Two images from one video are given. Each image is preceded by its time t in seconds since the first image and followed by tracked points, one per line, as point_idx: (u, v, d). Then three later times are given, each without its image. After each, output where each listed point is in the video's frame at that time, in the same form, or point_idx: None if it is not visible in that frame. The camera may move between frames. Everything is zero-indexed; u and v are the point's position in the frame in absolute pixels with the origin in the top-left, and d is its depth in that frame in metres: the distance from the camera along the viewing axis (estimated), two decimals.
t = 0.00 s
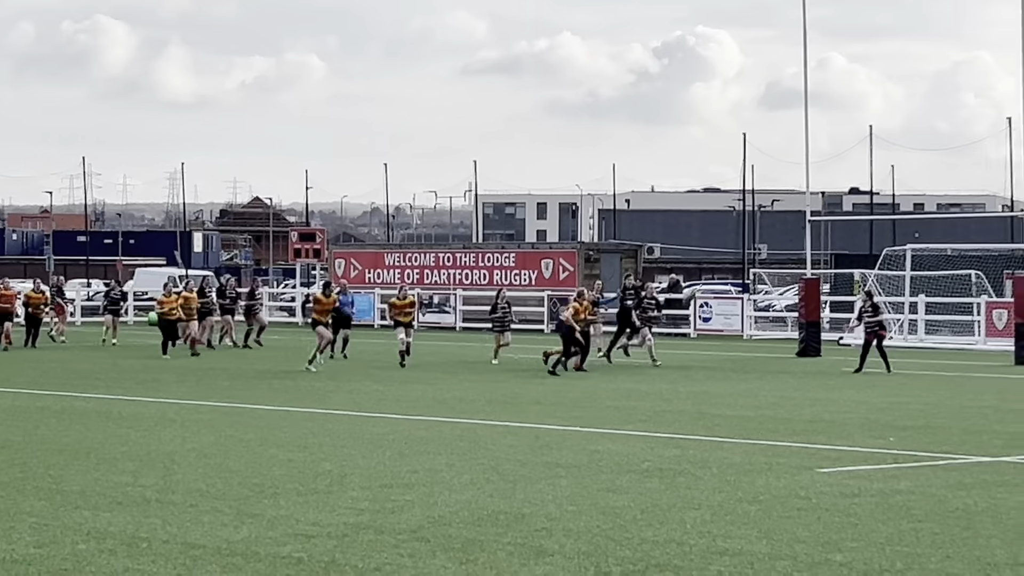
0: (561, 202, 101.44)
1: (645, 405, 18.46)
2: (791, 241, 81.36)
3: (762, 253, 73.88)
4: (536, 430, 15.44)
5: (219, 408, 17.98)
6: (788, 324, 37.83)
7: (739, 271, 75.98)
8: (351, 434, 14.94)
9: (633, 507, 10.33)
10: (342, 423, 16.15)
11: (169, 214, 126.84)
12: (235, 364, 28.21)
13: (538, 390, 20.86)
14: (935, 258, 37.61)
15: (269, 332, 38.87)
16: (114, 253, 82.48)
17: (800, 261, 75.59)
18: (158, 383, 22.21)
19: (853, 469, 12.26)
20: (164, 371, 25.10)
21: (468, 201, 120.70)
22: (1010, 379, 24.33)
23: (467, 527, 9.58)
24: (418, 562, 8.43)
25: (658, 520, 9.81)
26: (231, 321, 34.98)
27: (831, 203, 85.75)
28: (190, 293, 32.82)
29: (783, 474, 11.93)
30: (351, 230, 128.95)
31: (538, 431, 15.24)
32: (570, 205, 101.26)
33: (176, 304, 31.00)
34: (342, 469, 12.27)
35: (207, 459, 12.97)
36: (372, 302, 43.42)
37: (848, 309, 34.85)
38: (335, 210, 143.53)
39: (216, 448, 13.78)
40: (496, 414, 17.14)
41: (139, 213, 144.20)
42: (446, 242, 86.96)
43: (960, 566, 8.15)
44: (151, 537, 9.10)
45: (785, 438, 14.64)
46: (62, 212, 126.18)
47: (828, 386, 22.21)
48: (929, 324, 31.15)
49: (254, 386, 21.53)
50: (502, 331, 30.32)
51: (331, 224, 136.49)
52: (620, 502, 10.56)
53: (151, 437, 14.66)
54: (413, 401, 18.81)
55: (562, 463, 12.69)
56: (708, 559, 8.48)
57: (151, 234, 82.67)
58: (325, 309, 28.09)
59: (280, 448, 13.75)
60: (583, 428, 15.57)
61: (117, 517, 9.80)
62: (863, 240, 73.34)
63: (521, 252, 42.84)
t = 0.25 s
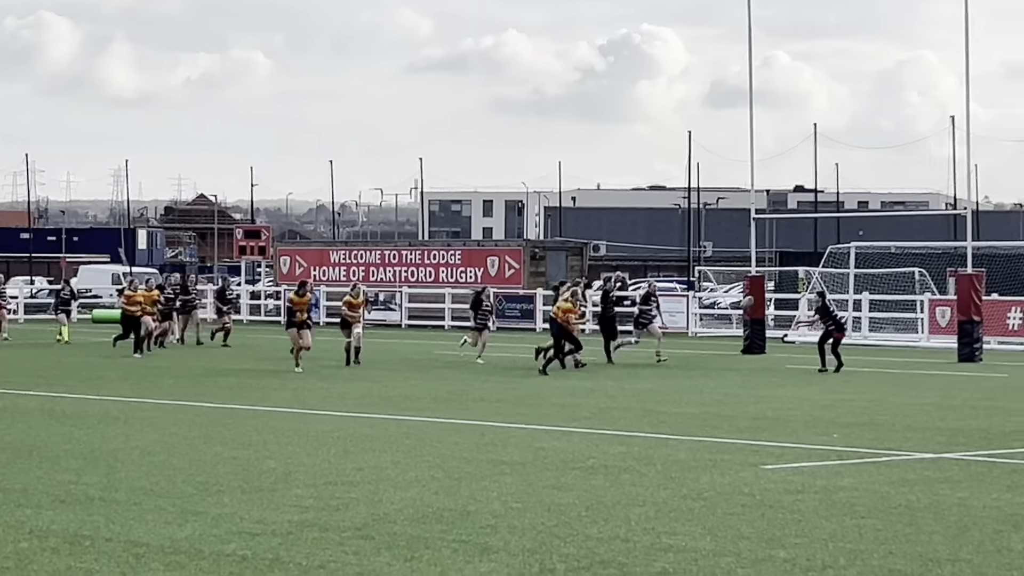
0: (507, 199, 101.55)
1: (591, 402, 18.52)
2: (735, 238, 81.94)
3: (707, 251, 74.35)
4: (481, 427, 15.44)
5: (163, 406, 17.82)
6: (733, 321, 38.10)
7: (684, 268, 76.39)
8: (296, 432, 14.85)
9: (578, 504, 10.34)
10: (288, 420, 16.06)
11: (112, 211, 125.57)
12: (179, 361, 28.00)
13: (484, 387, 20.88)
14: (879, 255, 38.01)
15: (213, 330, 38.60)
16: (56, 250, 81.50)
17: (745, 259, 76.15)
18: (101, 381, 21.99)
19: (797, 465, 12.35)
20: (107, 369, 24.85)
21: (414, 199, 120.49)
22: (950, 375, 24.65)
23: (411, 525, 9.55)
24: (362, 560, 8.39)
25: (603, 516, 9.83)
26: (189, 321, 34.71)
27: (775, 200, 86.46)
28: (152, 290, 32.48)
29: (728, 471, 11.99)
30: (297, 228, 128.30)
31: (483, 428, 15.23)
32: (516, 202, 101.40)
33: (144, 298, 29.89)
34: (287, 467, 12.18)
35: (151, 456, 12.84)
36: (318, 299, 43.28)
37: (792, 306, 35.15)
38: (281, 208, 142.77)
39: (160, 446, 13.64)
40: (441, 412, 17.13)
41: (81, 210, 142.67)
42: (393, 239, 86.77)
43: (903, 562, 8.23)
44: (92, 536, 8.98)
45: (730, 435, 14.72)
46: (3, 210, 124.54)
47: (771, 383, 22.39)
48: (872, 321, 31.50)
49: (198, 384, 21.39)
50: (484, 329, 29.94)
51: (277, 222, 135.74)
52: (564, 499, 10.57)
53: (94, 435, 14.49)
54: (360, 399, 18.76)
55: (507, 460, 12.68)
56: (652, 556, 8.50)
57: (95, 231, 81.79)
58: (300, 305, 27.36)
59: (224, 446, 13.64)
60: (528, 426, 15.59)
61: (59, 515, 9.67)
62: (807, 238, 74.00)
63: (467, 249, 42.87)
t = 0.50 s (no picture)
0: (452, 196, 101.47)
1: (534, 400, 18.53)
2: (679, 236, 82.37)
3: (651, 248, 74.68)
4: (425, 424, 15.39)
5: (104, 403, 17.62)
6: (677, 319, 38.27)
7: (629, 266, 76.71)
8: (239, 430, 14.72)
9: (521, 502, 10.33)
10: (230, 418, 15.92)
11: (52, 208, 124.05)
12: (121, 359, 27.69)
13: (428, 385, 20.83)
14: (822, 254, 38.35)
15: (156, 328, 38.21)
16: None
17: (689, 257, 76.58)
18: (40, 379, 21.70)
19: (740, 462, 12.42)
20: (47, 366, 24.53)
21: (359, 197, 120.11)
22: (891, 373, 24.90)
23: (354, 523, 9.49)
24: (304, 558, 8.32)
25: (546, 514, 9.83)
26: (149, 316, 34.63)
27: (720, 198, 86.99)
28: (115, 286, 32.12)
29: (672, 468, 12.05)
30: (241, 225, 127.40)
31: (428, 426, 15.19)
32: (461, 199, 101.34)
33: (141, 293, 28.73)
34: (230, 465, 12.08)
35: (93, 455, 12.68)
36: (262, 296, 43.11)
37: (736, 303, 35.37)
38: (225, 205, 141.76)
39: (102, 444, 13.47)
40: (385, 409, 17.06)
41: (21, 207, 140.83)
42: (338, 236, 86.41)
43: (844, 558, 8.29)
44: (32, 534, 8.85)
45: (673, 432, 14.78)
46: None
47: (714, 380, 22.51)
48: (815, 319, 31.80)
49: (140, 381, 21.15)
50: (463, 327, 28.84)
51: (220, 219, 134.73)
52: (508, 497, 10.55)
53: (35, 433, 14.29)
54: (303, 397, 18.65)
55: (451, 458, 12.65)
56: (595, 554, 8.50)
57: (35, 227, 80.74)
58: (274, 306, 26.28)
59: (167, 445, 13.50)
60: (472, 423, 15.56)
61: None
62: (750, 236, 74.52)
63: (411, 247, 42.69)
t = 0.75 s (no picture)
0: (395, 193, 101.22)
1: (477, 397, 18.53)
2: (621, 233, 82.70)
3: (594, 245, 74.92)
4: (368, 422, 15.33)
5: (42, 401, 17.39)
6: (619, 317, 38.38)
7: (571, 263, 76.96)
8: (180, 427, 14.59)
9: (463, 499, 10.32)
10: (171, 416, 15.77)
11: None
12: (60, 356, 27.36)
13: (370, 382, 20.77)
14: (764, 251, 38.63)
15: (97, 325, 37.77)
16: None
17: (632, 253, 76.98)
18: None
19: (681, 459, 12.49)
20: None
21: (302, 194, 119.47)
22: (830, 369, 25.16)
23: (296, 520, 9.43)
24: (245, 555, 8.26)
25: (488, 510, 9.82)
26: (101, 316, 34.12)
27: (663, 195, 87.47)
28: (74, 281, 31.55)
29: (613, 465, 12.09)
30: (181, 221, 126.31)
31: (370, 423, 15.13)
32: (404, 196, 101.11)
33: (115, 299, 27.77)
34: (170, 463, 11.97)
35: (31, 452, 12.51)
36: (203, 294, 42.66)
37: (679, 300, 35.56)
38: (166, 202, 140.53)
39: (40, 442, 13.29)
40: (327, 407, 16.97)
41: None
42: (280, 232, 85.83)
43: (784, 554, 8.36)
44: None
45: (615, 429, 14.84)
46: None
47: (655, 377, 22.64)
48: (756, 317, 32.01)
49: (79, 379, 20.90)
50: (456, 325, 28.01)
51: (161, 216, 133.50)
52: (450, 493, 10.53)
53: None
54: (245, 394, 18.51)
55: (393, 455, 12.62)
56: (536, 550, 8.51)
57: None
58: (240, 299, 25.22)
59: (107, 442, 13.34)
60: (414, 420, 15.52)
61: None
62: (692, 233, 75.00)
63: (354, 244, 42.52)
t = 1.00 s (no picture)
0: (337, 190, 100.80)
1: (418, 393, 18.49)
2: (563, 230, 82.88)
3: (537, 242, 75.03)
4: (309, 418, 15.25)
5: None
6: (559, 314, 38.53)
7: (513, 260, 77.07)
8: (118, 424, 14.43)
9: (403, 495, 10.29)
10: (108, 412, 15.58)
11: None
12: None
13: (312, 378, 20.67)
14: (706, 248, 38.90)
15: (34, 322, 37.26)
16: None
17: (574, 250, 77.18)
18: None
19: (621, 455, 12.53)
20: None
21: (243, 191, 118.62)
22: (770, 365, 25.36)
23: (236, 517, 9.37)
24: (184, 552, 8.20)
25: (428, 507, 9.80)
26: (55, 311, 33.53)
27: (605, 192, 87.75)
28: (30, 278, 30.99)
29: (554, 461, 12.12)
30: (120, 218, 124.98)
31: (311, 420, 15.04)
32: (346, 193, 100.72)
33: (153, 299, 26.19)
34: (109, 459, 11.83)
35: None
36: (143, 291, 42.25)
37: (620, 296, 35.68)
38: (105, 199, 139.02)
39: None
40: (267, 403, 16.86)
41: None
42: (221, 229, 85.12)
43: (723, 549, 8.42)
44: None
45: (556, 425, 14.86)
46: None
47: (595, 374, 22.72)
48: (697, 313, 32.19)
49: (15, 375, 20.60)
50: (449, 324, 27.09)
51: (100, 212, 132.02)
52: (390, 490, 10.52)
53: None
54: (185, 391, 18.34)
55: (332, 451, 12.55)
56: (477, 546, 8.51)
57: None
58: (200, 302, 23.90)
59: (44, 439, 13.17)
60: (356, 417, 15.45)
61: None
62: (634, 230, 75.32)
63: (295, 240, 42.32)
